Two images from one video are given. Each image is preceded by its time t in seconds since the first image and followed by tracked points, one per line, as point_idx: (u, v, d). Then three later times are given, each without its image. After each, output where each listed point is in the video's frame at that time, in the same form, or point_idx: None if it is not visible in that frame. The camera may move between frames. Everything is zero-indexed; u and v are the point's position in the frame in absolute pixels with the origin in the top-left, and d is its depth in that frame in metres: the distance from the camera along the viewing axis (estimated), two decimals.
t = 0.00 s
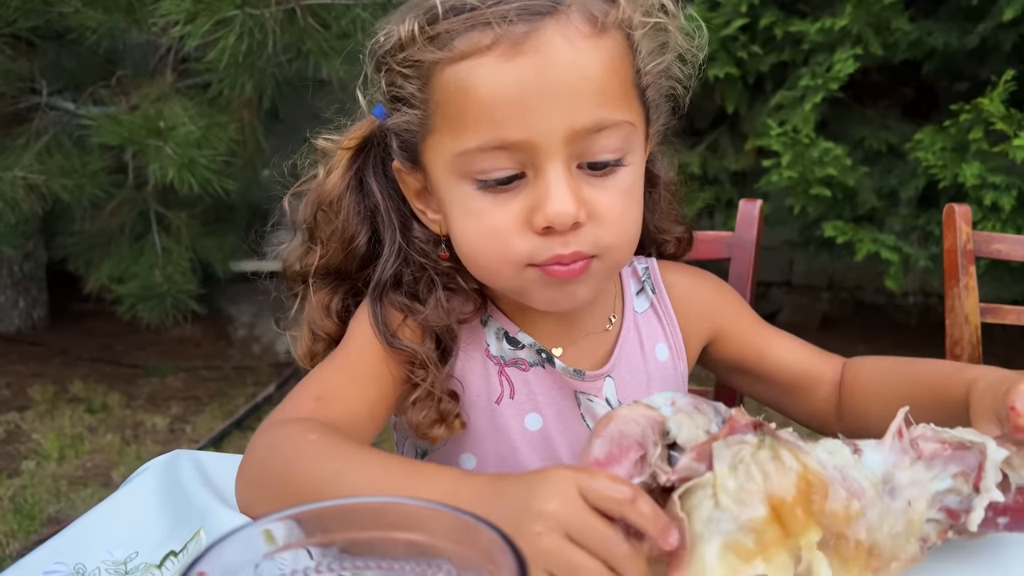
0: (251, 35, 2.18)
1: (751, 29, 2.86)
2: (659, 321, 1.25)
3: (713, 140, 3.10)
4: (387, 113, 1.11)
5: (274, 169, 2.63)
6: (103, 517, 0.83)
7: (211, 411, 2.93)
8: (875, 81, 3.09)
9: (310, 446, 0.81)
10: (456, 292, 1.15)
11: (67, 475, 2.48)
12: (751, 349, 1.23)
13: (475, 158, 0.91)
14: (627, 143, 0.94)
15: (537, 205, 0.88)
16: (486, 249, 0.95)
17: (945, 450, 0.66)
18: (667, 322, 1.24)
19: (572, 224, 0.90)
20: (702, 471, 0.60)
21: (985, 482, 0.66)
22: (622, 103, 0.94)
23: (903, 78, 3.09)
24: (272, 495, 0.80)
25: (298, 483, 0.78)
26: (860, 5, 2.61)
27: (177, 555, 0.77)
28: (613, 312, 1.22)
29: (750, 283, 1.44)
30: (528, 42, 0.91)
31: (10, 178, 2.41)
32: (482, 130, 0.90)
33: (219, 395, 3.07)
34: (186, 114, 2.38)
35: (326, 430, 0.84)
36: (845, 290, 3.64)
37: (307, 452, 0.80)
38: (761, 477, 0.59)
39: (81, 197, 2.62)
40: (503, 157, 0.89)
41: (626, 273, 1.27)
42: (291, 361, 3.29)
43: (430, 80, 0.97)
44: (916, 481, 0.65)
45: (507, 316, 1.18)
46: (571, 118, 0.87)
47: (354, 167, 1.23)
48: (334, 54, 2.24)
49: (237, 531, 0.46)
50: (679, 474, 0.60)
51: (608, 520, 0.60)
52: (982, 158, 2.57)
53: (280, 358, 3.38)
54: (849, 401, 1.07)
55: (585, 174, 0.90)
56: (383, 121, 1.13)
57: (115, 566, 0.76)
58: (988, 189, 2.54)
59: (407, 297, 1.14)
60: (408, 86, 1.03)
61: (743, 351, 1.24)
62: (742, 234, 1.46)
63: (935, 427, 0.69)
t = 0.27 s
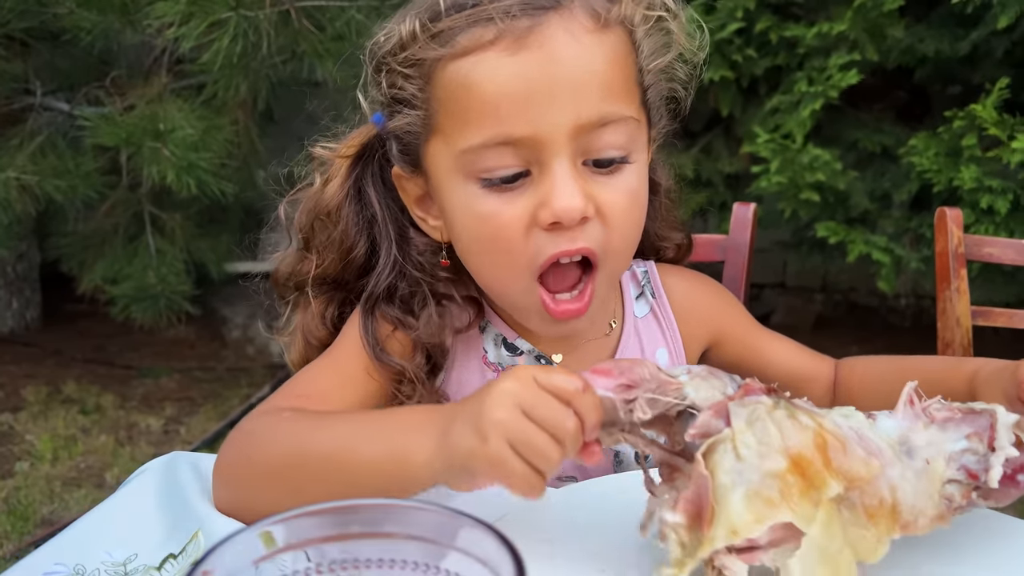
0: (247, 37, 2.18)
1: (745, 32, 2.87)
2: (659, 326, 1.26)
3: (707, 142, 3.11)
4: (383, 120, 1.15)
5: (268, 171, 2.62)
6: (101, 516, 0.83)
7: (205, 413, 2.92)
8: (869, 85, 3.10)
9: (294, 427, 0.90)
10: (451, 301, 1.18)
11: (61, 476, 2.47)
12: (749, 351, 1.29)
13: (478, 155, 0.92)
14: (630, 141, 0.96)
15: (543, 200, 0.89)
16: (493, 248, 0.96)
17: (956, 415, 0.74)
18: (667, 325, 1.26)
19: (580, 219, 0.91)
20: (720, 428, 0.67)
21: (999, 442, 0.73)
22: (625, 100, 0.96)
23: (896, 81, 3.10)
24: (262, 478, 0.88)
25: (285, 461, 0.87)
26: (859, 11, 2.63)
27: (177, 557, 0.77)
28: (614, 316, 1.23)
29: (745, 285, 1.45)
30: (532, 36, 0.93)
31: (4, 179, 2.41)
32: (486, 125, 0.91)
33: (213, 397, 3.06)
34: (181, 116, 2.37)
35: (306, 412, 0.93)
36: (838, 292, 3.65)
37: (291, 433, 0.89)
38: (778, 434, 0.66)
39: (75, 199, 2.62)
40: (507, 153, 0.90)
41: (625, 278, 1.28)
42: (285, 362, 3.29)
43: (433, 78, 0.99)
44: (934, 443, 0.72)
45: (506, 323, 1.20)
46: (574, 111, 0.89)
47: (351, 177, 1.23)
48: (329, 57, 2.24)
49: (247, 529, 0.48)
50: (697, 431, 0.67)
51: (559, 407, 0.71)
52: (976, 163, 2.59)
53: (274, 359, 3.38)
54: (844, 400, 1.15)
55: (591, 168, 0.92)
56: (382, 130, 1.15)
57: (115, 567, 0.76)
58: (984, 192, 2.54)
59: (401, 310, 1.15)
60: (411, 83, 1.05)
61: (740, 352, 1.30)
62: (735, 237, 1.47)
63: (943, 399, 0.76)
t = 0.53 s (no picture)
0: (243, 39, 2.18)
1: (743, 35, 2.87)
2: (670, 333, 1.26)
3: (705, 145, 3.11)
4: (403, 130, 1.15)
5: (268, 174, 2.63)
6: (104, 513, 0.83)
7: (202, 414, 2.92)
8: (866, 87, 3.10)
9: (287, 399, 1.00)
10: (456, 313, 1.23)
11: (58, 478, 2.47)
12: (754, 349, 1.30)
13: (507, 169, 0.94)
14: (663, 155, 0.97)
15: (577, 216, 0.90)
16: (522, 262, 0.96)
17: (907, 315, 0.76)
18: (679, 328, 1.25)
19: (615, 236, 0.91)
20: (681, 317, 0.77)
21: (951, 333, 0.73)
22: (659, 115, 0.96)
23: (893, 84, 3.10)
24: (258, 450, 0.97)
25: (281, 431, 0.97)
26: (858, 17, 2.63)
27: (178, 559, 0.77)
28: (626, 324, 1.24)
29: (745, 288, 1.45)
30: (568, 49, 0.93)
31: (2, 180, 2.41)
32: (519, 139, 0.92)
33: (211, 398, 3.06)
34: (177, 117, 2.37)
35: (296, 385, 1.04)
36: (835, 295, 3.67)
37: (285, 405, 0.99)
38: (733, 322, 0.76)
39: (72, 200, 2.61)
40: (537, 166, 0.91)
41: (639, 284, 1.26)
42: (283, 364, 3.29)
43: (464, 89, 1.00)
44: (885, 334, 0.75)
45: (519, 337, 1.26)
46: (610, 128, 0.90)
47: (369, 190, 1.24)
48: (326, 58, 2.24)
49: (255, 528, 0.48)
50: (662, 320, 0.78)
51: (550, 304, 0.85)
52: (972, 165, 2.59)
53: (271, 361, 3.37)
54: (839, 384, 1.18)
55: (625, 185, 0.93)
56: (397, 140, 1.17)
57: (116, 569, 0.76)
58: (978, 195, 2.56)
59: (409, 330, 1.17)
60: (439, 93, 1.06)
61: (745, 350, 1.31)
62: (734, 240, 1.47)
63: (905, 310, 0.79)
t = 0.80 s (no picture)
0: (241, 41, 2.18)
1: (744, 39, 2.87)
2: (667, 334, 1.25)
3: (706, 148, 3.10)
4: (398, 130, 1.15)
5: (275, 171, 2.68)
6: (99, 513, 0.83)
7: (201, 417, 2.92)
8: (868, 91, 3.10)
9: (286, 401, 1.00)
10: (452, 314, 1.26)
11: (56, 480, 2.46)
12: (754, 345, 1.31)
13: (506, 194, 0.95)
14: (665, 177, 0.98)
15: (575, 242, 0.92)
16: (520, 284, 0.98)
17: (910, 309, 0.79)
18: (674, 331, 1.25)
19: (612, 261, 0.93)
20: (691, 327, 0.77)
21: (951, 323, 0.78)
22: (664, 140, 0.98)
23: (894, 87, 3.09)
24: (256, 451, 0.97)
25: (280, 432, 0.97)
26: (860, 18, 2.63)
27: (169, 562, 0.76)
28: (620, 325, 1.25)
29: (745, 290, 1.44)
30: (574, 78, 0.93)
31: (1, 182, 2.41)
32: (520, 168, 0.92)
33: (210, 401, 3.06)
34: (174, 119, 2.37)
35: (295, 387, 1.03)
36: (836, 298, 3.67)
37: (284, 408, 0.99)
38: (746, 328, 0.75)
39: (72, 202, 2.61)
40: (537, 193, 0.92)
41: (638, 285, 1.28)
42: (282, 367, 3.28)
43: (466, 107, 0.99)
44: (892, 328, 0.78)
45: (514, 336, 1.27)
46: (614, 160, 0.91)
47: (361, 189, 1.23)
48: (325, 60, 2.24)
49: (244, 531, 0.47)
50: (672, 332, 0.77)
51: (549, 301, 0.85)
52: (974, 169, 2.58)
53: (271, 363, 3.37)
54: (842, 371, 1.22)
55: (625, 210, 0.94)
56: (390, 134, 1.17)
57: (106, 572, 0.75)
58: (979, 199, 2.56)
59: (404, 331, 1.19)
60: (440, 110, 1.05)
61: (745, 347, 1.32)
62: (735, 242, 1.46)
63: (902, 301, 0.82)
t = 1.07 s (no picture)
0: (242, 44, 2.18)
1: (748, 43, 2.86)
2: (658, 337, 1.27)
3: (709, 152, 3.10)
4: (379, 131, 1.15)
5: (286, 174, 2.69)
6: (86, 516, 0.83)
7: (203, 420, 2.92)
8: (872, 95, 3.08)
9: (269, 402, 1.00)
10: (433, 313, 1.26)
11: (57, 484, 2.46)
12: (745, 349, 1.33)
13: (460, 211, 0.94)
14: (630, 205, 0.96)
15: (524, 261, 0.91)
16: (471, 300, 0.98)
17: (877, 335, 0.78)
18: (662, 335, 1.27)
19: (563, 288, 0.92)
20: (641, 361, 0.77)
21: (921, 351, 0.77)
22: (632, 167, 0.95)
23: (898, 92, 3.09)
24: (239, 452, 0.96)
25: (259, 434, 0.97)
26: (861, 21, 2.61)
27: (153, 567, 0.76)
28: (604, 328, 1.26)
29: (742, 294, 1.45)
30: (532, 100, 0.91)
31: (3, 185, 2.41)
32: (472, 186, 0.91)
33: (212, 404, 3.05)
34: (176, 122, 2.37)
35: (276, 390, 1.03)
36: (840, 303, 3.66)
37: (267, 408, 0.99)
38: (697, 361, 0.74)
39: (74, 205, 2.61)
40: (488, 213, 0.91)
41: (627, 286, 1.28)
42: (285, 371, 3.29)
43: (428, 119, 0.98)
44: (856, 358, 0.76)
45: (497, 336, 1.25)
46: (570, 188, 0.88)
47: (346, 178, 1.24)
48: (327, 64, 2.24)
49: (221, 537, 0.47)
50: (622, 365, 0.78)
51: (531, 318, 0.84)
52: (979, 174, 2.57)
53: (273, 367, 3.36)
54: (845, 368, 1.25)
55: (579, 237, 0.92)
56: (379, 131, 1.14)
57: None
58: (983, 204, 2.55)
59: (387, 326, 1.22)
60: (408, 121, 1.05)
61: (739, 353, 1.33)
62: (734, 247, 1.45)
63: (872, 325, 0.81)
